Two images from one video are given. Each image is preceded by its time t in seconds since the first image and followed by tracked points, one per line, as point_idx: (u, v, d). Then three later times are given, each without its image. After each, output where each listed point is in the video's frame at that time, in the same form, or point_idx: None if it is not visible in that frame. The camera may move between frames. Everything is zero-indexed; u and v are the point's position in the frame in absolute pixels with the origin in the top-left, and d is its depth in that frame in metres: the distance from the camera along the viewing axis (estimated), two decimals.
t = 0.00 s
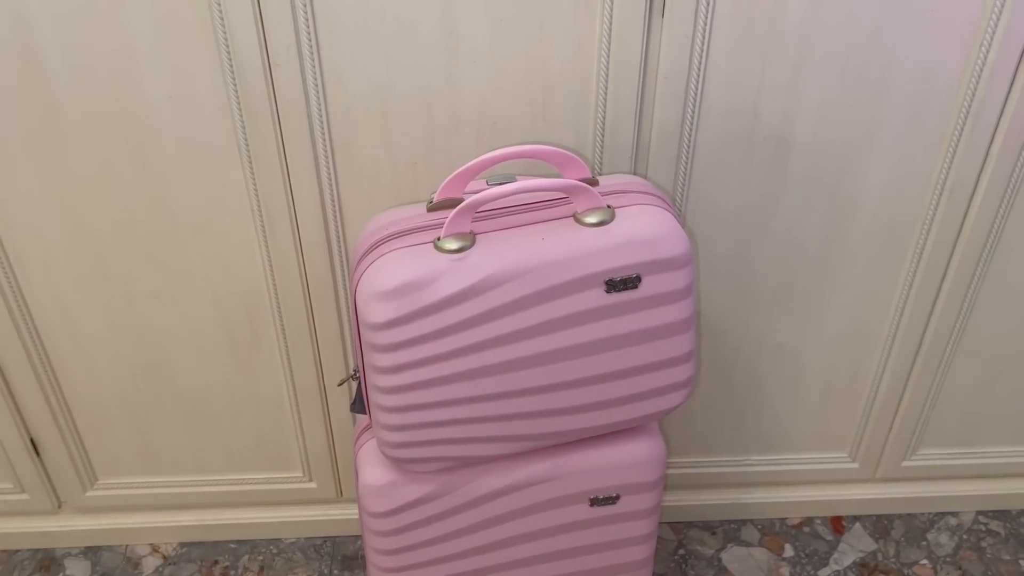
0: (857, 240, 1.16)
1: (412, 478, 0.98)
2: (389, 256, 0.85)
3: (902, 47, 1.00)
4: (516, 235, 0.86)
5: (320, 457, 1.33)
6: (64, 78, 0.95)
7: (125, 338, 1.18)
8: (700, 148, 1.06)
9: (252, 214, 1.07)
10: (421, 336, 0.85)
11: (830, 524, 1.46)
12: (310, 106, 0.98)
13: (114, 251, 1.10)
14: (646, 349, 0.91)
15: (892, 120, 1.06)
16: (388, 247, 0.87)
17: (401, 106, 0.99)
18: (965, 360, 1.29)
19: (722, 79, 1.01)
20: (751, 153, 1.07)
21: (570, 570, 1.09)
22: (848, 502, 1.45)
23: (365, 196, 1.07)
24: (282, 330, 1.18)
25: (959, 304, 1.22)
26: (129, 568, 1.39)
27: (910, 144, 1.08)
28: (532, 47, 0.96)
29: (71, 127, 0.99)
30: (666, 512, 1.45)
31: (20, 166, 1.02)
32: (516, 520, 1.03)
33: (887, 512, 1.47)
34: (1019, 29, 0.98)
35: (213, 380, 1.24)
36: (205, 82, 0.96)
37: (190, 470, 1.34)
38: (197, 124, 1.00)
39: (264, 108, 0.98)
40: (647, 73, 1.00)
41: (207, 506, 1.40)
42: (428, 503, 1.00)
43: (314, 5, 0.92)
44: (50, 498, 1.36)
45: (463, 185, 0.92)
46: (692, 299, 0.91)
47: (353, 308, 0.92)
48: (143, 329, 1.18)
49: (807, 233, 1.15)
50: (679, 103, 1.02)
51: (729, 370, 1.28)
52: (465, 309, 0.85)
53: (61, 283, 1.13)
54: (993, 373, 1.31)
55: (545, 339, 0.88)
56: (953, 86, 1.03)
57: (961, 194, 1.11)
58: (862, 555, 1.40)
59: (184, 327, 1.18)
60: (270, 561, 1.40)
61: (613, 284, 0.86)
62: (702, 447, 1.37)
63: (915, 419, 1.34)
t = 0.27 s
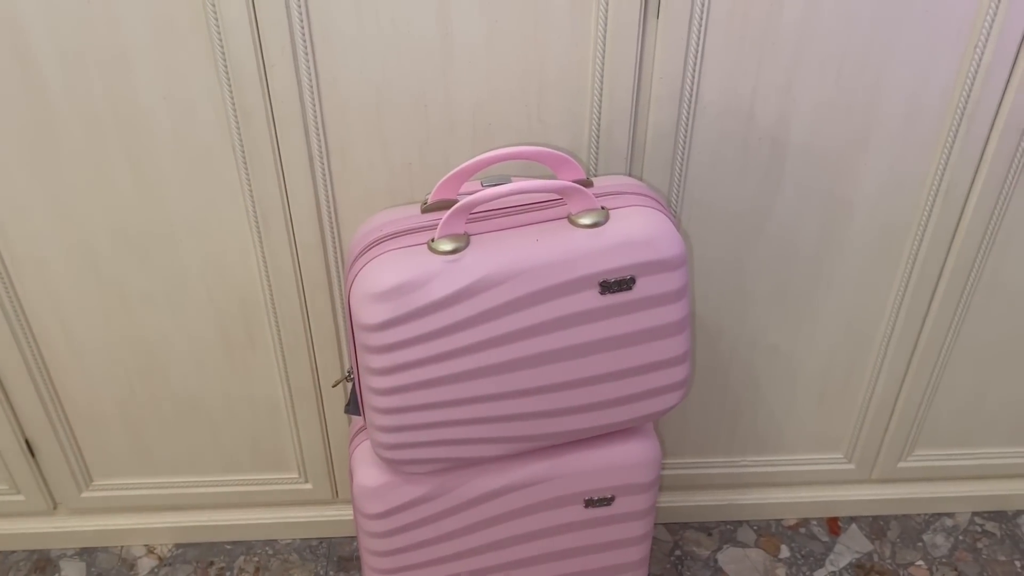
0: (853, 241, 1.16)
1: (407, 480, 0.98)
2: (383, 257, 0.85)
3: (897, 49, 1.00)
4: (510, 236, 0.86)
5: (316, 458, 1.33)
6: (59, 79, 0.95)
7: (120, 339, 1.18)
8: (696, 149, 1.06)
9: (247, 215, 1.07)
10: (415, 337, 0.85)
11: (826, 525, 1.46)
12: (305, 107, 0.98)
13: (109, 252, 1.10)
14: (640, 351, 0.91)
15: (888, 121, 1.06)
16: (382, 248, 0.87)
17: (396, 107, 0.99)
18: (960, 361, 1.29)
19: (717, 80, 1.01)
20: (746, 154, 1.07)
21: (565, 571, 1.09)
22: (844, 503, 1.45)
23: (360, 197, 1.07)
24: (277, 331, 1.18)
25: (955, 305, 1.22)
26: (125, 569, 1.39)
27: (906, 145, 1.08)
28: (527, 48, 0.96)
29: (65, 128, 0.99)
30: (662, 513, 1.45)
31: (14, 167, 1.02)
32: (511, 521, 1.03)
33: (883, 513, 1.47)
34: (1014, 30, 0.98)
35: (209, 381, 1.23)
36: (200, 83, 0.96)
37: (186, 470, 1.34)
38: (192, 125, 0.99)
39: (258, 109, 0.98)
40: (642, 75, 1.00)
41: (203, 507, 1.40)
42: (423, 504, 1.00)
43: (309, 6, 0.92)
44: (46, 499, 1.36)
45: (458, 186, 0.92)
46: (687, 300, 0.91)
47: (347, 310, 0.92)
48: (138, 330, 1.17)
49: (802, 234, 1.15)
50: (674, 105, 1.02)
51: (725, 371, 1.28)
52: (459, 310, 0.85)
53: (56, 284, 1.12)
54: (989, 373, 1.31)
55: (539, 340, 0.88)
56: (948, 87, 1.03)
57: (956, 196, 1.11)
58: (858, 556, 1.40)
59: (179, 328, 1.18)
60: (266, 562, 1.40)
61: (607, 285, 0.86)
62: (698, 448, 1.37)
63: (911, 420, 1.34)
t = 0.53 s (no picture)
0: (854, 242, 1.16)
1: (408, 480, 0.98)
2: (384, 258, 0.85)
3: (899, 49, 1.00)
4: (511, 236, 0.86)
5: (316, 458, 1.33)
6: (59, 78, 0.95)
7: (121, 339, 1.18)
8: (697, 149, 1.06)
9: (248, 215, 1.07)
10: (416, 337, 0.85)
11: (827, 526, 1.45)
12: (305, 107, 0.98)
13: (109, 252, 1.10)
14: (642, 351, 0.91)
15: (889, 122, 1.05)
16: (383, 248, 0.87)
17: (397, 107, 0.99)
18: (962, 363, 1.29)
19: (719, 81, 1.01)
20: (747, 155, 1.07)
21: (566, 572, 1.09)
22: (845, 504, 1.45)
23: (361, 197, 1.06)
24: (277, 331, 1.18)
25: (956, 307, 1.22)
26: (125, 569, 1.39)
27: (907, 146, 1.07)
28: (529, 48, 0.96)
29: (66, 128, 0.99)
30: (663, 513, 1.44)
31: (14, 167, 1.02)
32: (512, 521, 1.03)
33: (884, 514, 1.47)
34: (1017, 31, 0.97)
35: (209, 381, 1.23)
36: (200, 83, 0.96)
37: (186, 470, 1.34)
38: (193, 125, 0.99)
39: (259, 108, 0.97)
40: (644, 75, 1.00)
41: (203, 507, 1.39)
42: (423, 504, 0.99)
43: (310, 5, 0.91)
44: (45, 499, 1.36)
45: (459, 186, 0.92)
46: (688, 300, 0.91)
47: (348, 310, 0.92)
48: (138, 330, 1.17)
49: (804, 235, 1.15)
50: (675, 105, 1.02)
51: (726, 372, 1.28)
52: (460, 311, 0.84)
53: (56, 284, 1.12)
54: (990, 375, 1.31)
55: (540, 341, 0.88)
56: (950, 88, 1.03)
57: (957, 197, 1.11)
58: (859, 557, 1.40)
59: (179, 329, 1.17)
60: (266, 562, 1.40)
61: (609, 286, 0.86)
62: (699, 448, 1.37)
63: (912, 421, 1.34)
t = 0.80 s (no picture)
0: (856, 239, 1.16)
1: (410, 475, 0.98)
2: (387, 252, 0.85)
3: (901, 46, 1.00)
4: (514, 231, 0.86)
5: (318, 454, 1.33)
6: (64, 73, 0.95)
7: (124, 334, 1.18)
8: (700, 146, 1.06)
9: (251, 210, 1.07)
10: (419, 332, 0.85)
11: (828, 524, 1.46)
12: (309, 103, 0.98)
13: (113, 247, 1.10)
14: (644, 347, 0.91)
15: (892, 119, 1.05)
16: (386, 243, 0.87)
17: (400, 103, 0.99)
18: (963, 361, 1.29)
19: (722, 77, 1.01)
20: (750, 152, 1.07)
21: (567, 568, 1.09)
22: (846, 502, 1.45)
23: (364, 191, 1.06)
24: (280, 327, 1.18)
25: (958, 305, 1.22)
26: (127, 564, 1.39)
27: (910, 143, 1.08)
28: (531, 44, 0.96)
29: (70, 123, 0.99)
30: (664, 511, 1.44)
31: (18, 161, 1.02)
32: (514, 517, 1.03)
33: (886, 513, 1.47)
34: (1020, 28, 0.97)
35: (211, 377, 1.23)
36: (204, 77, 0.96)
37: (188, 466, 1.34)
38: (196, 120, 0.99)
39: (262, 103, 0.97)
40: (647, 71, 1.00)
41: (205, 503, 1.40)
42: (425, 499, 1.00)
43: (313, 1, 0.91)
44: (48, 494, 1.36)
45: (462, 182, 0.92)
46: (690, 296, 0.91)
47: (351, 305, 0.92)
48: (141, 325, 1.18)
49: (806, 233, 1.15)
50: (678, 102, 1.02)
51: (728, 369, 1.28)
52: (463, 305, 0.85)
53: (60, 278, 1.12)
54: (991, 373, 1.31)
55: (543, 336, 0.88)
56: (952, 85, 1.03)
57: (960, 194, 1.11)
58: (860, 555, 1.40)
59: (182, 324, 1.18)
60: (267, 558, 1.40)
61: (612, 281, 0.86)
62: (700, 446, 1.37)
63: (913, 419, 1.34)
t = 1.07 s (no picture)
0: (855, 239, 1.16)
1: (406, 474, 0.98)
2: (383, 250, 0.85)
3: (901, 46, 0.99)
4: (511, 230, 0.86)
5: (316, 452, 1.33)
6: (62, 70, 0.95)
7: (121, 332, 1.18)
8: (698, 145, 1.06)
9: (248, 208, 1.07)
10: (415, 330, 0.85)
11: (826, 524, 1.45)
12: (306, 101, 0.98)
13: (111, 244, 1.10)
14: (641, 346, 0.91)
15: (891, 119, 1.05)
16: (383, 241, 0.87)
17: (398, 101, 0.99)
18: (962, 361, 1.29)
19: (721, 76, 1.01)
20: (748, 152, 1.07)
21: (564, 567, 1.09)
22: (844, 502, 1.44)
23: (362, 189, 1.06)
24: (277, 325, 1.18)
25: (957, 306, 1.21)
26: (124, 561, 1.39)
27: (910, 143, 1.07)
28: (530, 42, 0.96)
29: (67, 120, 0.99)
30: (662, 511, 1.44)
31: (15, 158, 1.02)
32: (510, 516, 1.03)
33: (884, 513, 1.47)
34: (1019, 28, 0.97)
35: (209, 375, 1.23)
36: (201, 75, 0.96)
37: (185, 464, 1.34)
38: (194, 118, 0.99)
39: (260, 100, 0.97)
40: (645, 70, 1.00)
41: (202, 500, 1.40)
42: (422, 498, 0.99)
43: None
44: (45, 492, 1.36)
45: (459, 180, 0.92)
46: (687, 296, 0.91)
47: (347, 303, 0.92)
48: (139, 322, 1.17)
49: (805, 233, 1.15)
50: (677, 101, 1.02)
51: (726, 369, 1.28)
52: (459, 304, 0.84)
53: (57, 275, 1.12)
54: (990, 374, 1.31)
55: (539, 335, 0.88)
56: (952, 84, 1.03)
57: (959, 194, 1.11)
58: (858, 555, 1.40)
59: (179, 322, 1.18)
60: (265, 556, 1.40)
61: (608, 281, 0.86)
62: (698, 446, 1.37)
63: (912, 420, 1.34)
